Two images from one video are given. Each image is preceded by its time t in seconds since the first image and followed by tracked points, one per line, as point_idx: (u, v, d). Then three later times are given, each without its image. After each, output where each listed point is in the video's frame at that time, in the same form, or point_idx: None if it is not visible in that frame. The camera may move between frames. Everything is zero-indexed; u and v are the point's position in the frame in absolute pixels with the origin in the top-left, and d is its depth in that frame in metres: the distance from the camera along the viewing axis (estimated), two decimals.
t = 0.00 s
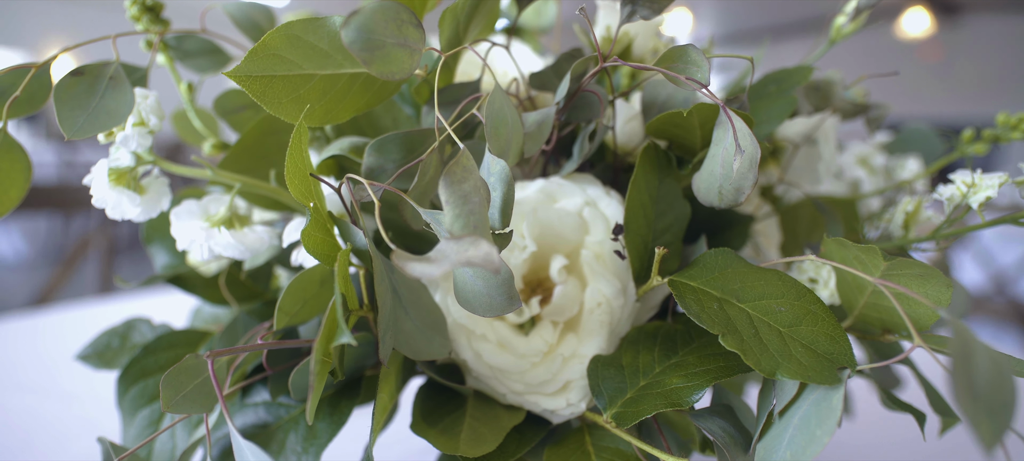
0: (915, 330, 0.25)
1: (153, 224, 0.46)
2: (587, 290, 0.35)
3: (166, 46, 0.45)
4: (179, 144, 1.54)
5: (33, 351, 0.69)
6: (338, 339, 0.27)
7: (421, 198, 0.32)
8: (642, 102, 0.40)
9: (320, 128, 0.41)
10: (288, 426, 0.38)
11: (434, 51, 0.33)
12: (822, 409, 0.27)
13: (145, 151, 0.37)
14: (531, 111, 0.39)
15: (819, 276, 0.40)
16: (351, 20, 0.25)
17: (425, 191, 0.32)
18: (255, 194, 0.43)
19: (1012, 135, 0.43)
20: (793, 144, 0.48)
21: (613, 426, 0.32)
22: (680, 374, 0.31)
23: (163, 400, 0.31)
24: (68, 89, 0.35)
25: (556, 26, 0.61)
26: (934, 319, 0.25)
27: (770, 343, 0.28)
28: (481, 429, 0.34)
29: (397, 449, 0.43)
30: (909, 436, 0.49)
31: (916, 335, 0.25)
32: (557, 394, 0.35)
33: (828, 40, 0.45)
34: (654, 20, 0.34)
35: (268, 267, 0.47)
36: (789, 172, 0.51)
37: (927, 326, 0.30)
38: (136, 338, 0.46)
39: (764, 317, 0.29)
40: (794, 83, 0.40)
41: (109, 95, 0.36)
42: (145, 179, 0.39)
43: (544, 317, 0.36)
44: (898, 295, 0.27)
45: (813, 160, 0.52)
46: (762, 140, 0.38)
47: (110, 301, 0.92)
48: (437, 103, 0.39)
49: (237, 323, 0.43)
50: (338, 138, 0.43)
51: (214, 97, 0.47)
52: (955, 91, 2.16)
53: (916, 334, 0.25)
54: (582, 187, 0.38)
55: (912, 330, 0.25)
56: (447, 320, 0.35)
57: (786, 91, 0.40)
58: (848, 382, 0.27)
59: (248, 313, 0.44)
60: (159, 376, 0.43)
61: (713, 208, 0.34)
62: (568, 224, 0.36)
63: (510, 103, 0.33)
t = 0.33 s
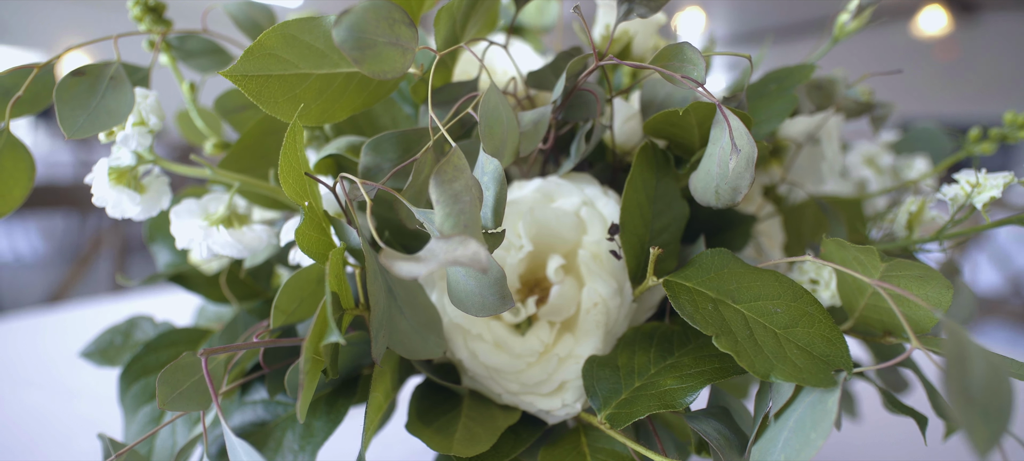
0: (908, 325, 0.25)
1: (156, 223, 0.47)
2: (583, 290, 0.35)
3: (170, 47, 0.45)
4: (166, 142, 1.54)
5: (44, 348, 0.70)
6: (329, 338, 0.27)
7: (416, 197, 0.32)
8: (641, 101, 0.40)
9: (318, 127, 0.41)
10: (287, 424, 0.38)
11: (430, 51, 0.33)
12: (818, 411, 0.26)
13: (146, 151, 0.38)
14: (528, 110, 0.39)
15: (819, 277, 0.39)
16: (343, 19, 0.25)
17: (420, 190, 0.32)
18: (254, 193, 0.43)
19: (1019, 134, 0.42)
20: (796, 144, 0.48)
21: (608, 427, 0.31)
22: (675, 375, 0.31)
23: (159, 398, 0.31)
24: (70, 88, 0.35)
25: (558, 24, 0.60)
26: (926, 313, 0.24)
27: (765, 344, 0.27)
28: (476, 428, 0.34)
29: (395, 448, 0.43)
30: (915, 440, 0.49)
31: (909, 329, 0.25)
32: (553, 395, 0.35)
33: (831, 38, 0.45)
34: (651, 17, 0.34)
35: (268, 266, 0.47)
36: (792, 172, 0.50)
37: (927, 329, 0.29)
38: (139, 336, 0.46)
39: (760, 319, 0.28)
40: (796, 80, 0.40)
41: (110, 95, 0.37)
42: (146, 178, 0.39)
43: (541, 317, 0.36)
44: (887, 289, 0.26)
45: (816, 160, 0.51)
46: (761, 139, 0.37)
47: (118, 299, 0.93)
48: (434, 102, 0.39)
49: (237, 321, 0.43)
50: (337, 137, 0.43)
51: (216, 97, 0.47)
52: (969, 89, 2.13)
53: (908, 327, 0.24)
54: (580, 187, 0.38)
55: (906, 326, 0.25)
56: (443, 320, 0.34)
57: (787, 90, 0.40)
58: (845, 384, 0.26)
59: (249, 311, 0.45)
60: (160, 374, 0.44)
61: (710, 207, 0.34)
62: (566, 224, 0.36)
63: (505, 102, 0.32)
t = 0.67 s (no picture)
0: (903, 323, 0.24)
1: (158, 222, 0.47)
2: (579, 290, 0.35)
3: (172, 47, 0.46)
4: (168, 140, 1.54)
5: (55, 345, 0.71)
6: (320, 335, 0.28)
7: (410, 196, 0.32)
8: (639, 100, 0.39)
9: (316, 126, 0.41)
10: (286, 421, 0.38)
11: (424, 50, 0.33)
12: (811, 414, 0.26)
13: (147, 150, 0.38)
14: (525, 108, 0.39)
15: (820, 278, 0.38)
16: (333, 18, 0.25)
17: (414, 190, 0.32)
18: (253, 193, 0.43)
19: None
20: (799, 143, 0.48)
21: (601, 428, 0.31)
22: (669, 377, 0.30)
23: (155, 394, 0.31)
24: (71, 89, 0.36)
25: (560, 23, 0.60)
26: (921, 311, 0.23)
27: (759, 346, 0.27)
28: (470, 428, 0.34)
29: (394, 447, 0.43)
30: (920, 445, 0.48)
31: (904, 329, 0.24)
32: (548, 395, 0.35)
33: (834, 36, 0.44)
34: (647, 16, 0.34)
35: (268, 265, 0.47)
36: (795, 171, 0.50)
37: (926, 331, 0.29)
38: (141, 334, 0.47)
39: (755, 320, 0.28)
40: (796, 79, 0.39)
41: (110, 95, 0.37)
42: (147, 177, 0.39)
43: (537, 317, 0.36)
44: (882, 288, 0.25)
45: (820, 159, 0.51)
46: (760, 139, 0.37)
47: (128, 298, 0.94)
48: (431, 101, 0.39)
49: (237, 319, 0.44)
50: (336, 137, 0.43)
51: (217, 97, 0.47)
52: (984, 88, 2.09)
53: (904, 325, 0.23)
54: (577, 187, 0.37)
55: (902, 325, 0.23)
56: (439, 319, 0.34)
57: (787, 89, 0.39)
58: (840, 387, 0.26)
59: (249, 310, 0.45)
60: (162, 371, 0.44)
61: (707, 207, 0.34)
62: (562, 224, 0.36)
63: (500, 101, 0.32)
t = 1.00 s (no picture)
0: (898, 327, 0.23)
1: (161, 221, 0.48)
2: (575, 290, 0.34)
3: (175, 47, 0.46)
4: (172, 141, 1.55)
5: (64, 343, 0.72)
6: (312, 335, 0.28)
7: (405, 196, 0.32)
8: (637, 100, 0.39)
9: (315, 126, 0.41)
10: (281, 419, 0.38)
11: (420, 50, 0.33)
12: (805, 416, 0.26)
13: (148, 150, 0.38)
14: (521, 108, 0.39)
15: (820, 279, 0.38)
16: (325, 18, 0.25)
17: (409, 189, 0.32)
18: (253, 192, 0.44)
19: None
20: (801, 143, 0.47)
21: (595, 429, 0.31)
22: (663, 378, 0.30)
23: (152, 391, 0.32)
24: (73, 88, 0.36)
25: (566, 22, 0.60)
26: (916, 313, 0.22)
27: (752, 347, 0.27)
28: (464, 428, 0.33)
29: (393, 446, 0.43)
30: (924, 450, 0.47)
31: (899, 332, 0.23)
32: (543, 395, 0.35)
33: (837, 35, 0.43)
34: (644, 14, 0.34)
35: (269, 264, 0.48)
36: (798, 171, 0.49)
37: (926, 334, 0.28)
38: (144, 331, 0.47)
39: (749, 321, 0.28)
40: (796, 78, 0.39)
41: (111, 95, 0.37)
42: (148, 176, 0.40)
43: (534, 317, 0.36)
44: (877, 290, 0.24)
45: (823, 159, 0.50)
46: (760, 138, 0.36)
47: (137, 296, 0.95)
48: (428, 101, 0.39)
49: (237, 317, 0.44)
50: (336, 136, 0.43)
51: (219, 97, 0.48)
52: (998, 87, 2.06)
53: (898, 326, 0.22)
54: (575, 186, 0.37)
55: (896, 327, 0.23)
56: (434, 319, 0.35)
57: (787, 88, 0.39)
58: (834, 389, 0.26)
59: (249, 308, 0.45)
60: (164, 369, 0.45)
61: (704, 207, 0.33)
62: (559, 224, 0.36)
63: (495, 100, 0.32)
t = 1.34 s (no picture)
0: (892, 327, 0.22)
1: (164, 220, 0.48)
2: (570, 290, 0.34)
3: (178, 48, 0.47)
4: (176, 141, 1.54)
5: (74, 340, 0.73)
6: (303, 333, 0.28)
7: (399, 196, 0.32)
8: (635, 99, 0.39)
9: (313, 126, 0.41)
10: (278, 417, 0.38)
11: (415, 50, 0.33)
12: (799, 418, 0.26)
13: (149, 149, 0.39)
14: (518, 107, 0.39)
15: (820, 281, 0.38)
16: (315, 18, 0.25)
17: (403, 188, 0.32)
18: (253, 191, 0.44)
19: None
20: (803, 143, 0.47)
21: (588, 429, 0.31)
22: (656, 378, 0.30)
23: (149, 388, 0.32)
24: (74, 89, 0.37)
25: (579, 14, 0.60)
26: (909, 314, 0.22)
27: (745, 348, 0.27)
28: (459, 427, 0.33)
29: (392, 445, 0.43)
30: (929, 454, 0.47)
31: (894, 334, 0.22)
32: (538, 395, 0.35)
33: (838, 32, 0.43)
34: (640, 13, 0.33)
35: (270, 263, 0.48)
36: (801, 171, 0.49)
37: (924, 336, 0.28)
38: (147, 329, 0.48)
39: (742, 322, 0.28)
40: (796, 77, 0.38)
41: (112, 96, 0.38)
42: (148, 175, 0.40)
43: (530, 316, 0.36)
44: (870, 290, 0.24)
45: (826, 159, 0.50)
46: (759, 137, 0.36)
47: (147, 294, 0.96)
48: (425, 100, 0.40)
49: (238, 315, 0.44)
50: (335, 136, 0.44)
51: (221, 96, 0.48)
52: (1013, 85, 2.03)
53: (892, 325, 0.22)
54: (571, 186, 0.37)
55: (889, 328, 0.22)
56: (430, 318, 0.35)
57: (786, 87, 0.38)
58: (828, 391, 0.25)
59: (250, 306, 0.46)
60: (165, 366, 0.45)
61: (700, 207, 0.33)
62: (555, 223, 0.36)
63: (490, 99, 0.32)
